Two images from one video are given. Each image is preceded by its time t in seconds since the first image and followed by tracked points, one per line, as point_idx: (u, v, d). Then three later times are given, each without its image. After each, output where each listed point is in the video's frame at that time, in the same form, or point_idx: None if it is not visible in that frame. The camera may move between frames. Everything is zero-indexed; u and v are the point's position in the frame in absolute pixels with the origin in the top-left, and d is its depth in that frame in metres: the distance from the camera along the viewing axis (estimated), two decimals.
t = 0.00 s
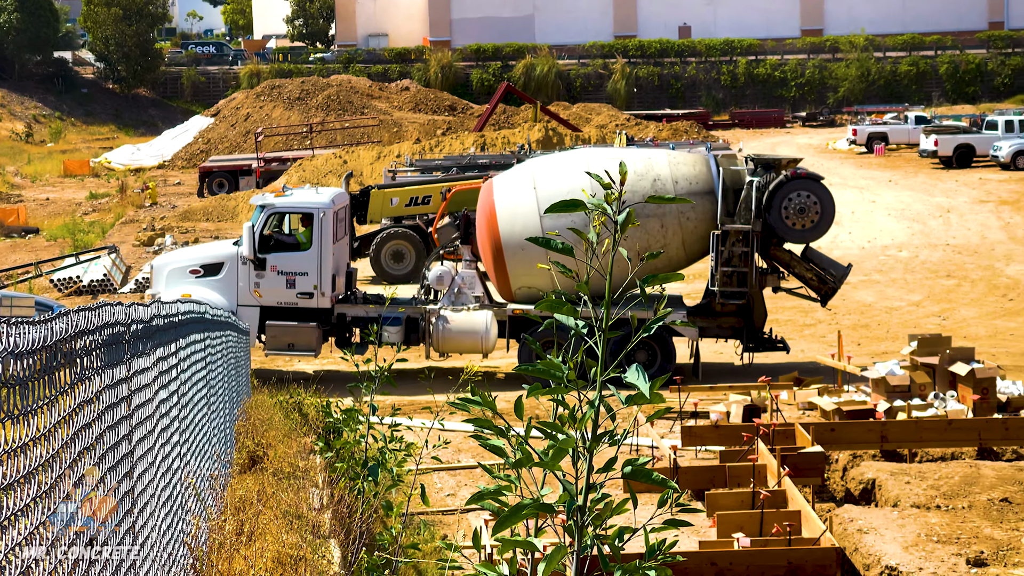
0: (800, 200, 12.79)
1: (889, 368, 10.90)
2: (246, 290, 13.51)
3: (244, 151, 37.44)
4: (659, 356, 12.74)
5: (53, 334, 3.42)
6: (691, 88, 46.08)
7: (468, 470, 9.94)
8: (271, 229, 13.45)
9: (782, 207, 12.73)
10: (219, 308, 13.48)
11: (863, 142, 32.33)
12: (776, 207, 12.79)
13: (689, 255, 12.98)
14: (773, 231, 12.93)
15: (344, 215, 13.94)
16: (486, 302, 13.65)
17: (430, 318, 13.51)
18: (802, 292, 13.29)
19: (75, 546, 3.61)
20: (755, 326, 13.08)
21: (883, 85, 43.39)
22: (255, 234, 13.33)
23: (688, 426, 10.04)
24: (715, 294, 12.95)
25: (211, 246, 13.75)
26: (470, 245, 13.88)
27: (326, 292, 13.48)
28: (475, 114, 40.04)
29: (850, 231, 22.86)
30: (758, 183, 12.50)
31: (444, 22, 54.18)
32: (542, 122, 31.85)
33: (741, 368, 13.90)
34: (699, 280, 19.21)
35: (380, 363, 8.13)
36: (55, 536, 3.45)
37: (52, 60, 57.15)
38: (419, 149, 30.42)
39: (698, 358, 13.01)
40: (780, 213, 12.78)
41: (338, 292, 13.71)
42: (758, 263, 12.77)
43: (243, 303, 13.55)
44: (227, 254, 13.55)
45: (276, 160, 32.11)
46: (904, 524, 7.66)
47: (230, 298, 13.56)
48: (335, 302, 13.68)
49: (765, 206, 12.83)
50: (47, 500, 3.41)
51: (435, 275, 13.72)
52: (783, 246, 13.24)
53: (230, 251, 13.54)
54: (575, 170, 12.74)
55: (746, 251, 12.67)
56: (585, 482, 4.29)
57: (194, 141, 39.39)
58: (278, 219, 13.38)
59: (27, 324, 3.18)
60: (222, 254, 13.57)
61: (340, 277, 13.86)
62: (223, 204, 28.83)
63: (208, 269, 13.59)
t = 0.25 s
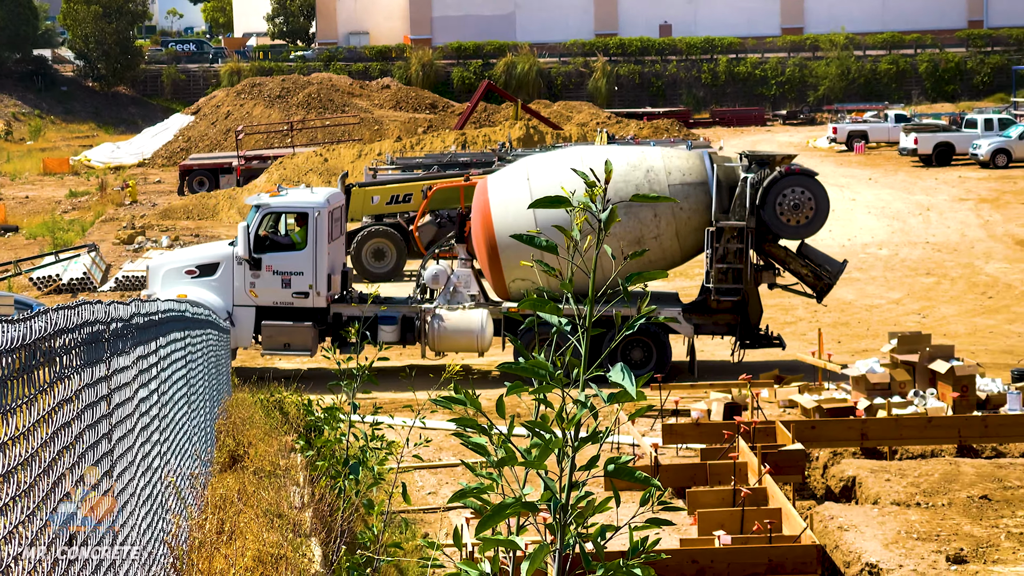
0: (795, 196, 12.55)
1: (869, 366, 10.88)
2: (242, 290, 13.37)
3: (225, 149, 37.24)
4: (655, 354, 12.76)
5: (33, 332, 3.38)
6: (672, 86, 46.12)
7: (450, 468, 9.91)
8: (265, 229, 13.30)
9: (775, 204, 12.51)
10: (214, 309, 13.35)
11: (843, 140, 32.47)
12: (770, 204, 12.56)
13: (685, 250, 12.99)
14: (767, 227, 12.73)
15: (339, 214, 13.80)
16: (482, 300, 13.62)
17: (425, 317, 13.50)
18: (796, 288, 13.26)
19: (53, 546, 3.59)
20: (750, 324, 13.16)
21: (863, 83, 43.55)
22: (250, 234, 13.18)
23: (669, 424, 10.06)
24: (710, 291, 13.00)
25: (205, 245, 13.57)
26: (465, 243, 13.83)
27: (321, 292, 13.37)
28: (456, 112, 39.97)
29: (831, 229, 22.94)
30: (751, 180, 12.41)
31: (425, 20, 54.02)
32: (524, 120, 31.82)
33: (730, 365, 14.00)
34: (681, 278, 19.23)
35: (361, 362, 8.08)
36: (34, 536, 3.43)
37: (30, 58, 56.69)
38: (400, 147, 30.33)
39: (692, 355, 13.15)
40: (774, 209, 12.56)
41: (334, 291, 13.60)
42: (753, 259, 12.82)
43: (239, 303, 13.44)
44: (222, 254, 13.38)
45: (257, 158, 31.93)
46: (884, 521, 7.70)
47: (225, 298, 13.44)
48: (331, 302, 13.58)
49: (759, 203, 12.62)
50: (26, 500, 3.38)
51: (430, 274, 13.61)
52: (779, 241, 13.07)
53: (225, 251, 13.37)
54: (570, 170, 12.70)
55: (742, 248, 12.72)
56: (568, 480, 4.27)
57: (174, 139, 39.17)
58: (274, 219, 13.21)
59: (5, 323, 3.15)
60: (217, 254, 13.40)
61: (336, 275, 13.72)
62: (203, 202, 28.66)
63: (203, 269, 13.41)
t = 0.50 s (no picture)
0: (792, 192, 12.57)
1: (851, 363, 10.88)
2: (241, 291, 13.32)
3: (207, 147, 37.05)
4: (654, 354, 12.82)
5: (13, 330, 3.35)
6: (655, 83, 46.15)
7: (433, 465, 9.88)
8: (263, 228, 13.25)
9: (773, 200, 12.53)
10: (214, 308, 13.32)
11: (825, 138, 32.58)
12: (767, 200, 12.58)
13: (682, 246, 12.94)
14: (764, 223, 12.74)
15: (338, 215, 13.74)
16: (480, 298, 13.52)
17: (424, 315, 13.44)
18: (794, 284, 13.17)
19: (36, 545, 3.55)
20: (749, 319, 13.05)
21: (845, 81, 43.68)
22: (248, 233, 13.14)
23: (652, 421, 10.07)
24: (708, 287, 12.94)
25: (206, 246, 13.58)
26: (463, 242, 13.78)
27: (319, 291, 13.27)
28: (439, 110, 39.87)
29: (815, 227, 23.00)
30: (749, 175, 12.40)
31: (407, 18, 53.87)
32: (507, 118, 31.78)
33: (730, 362, 13.96)
34: (666, 275, 19.23)
35: (343, 359, 8.04)
36: (16, 535, 3.39)
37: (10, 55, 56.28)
38: (383, 145, 30.25)
39: (692, 351, 13.13)
40: (771, 205, 12.59)
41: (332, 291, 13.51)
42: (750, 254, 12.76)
43: (238, 302, 13.37)
44: (221, 254, 13.38)
45: (239, 156, 31.79)
46: (866, 518, 7.73)
47: (225, 298, 13.40)
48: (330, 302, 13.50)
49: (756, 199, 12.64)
50: (7, 500, 3.35)
51: (428, 272, 13.63)
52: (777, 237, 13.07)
53: (224, 251, 13.37)
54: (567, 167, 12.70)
55: (739, 243, 12.65)
56: (551, 478, 4.24)
57: (156, 137, 38.98)
58: (272, 218, 13.15)
59: None
60: (216, 254, 13.41)
61: (335, 275, 13.64)
62: (185, 200, 28.51)
63: (202, 270, 13.42)
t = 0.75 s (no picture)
0: (791, 188, 12.57)
1: (834, 360, 10.93)
2: (239, 290, 13.25)
3: (190, 144, 36.85)
4: (652, 351, 12.96)
5: None
6: (639, 80, 46.10)
7: (417, 463, 9.84)
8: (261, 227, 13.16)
9: (772, 196, 12.51)
10: (213, 307, 13.26)
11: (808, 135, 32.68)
12: (765, 196, 12.54)
13: (682, 238, 12.78)
14: (763, 219, 12.68)
15: (336, 212, 13.67)
16: (479, 297, 13.52)
17: (422, 313, 13.37)
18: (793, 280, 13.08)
19: (18, 545, 3.51)
20: (749, 316, 12.85)
21: (828, 78, 43.82)
22: (246, 232, 13.06)
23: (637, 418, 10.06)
24: (706, 283, 12.76)
25: (204, 245, 13.51)
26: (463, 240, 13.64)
27: (318, 289, 13.19)
28: (423, 107, 39.78)
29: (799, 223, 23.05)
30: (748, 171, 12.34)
31: (390, 15, 53.70)
32: (490, 115, 31.71)
33: (721, 359, 13.96)
34: (651, 273, 19.22)
35: (326, 357, 7.98)
36: None
37: None
38: (366, 142, 30.15)
39: (689, 349, 13.04)
40: (769, 201, 12.54)
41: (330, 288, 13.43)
42: (749, 250, 12.63)
43: (236, 301, 13.31)
44: (219, 253, 13.31)
45: (222, 153, 31.61)
46: (849, 515, 7.75)
47: (223, 297, 13.34)
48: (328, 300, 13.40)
49: (755, 194, 12.58)
50: None
51: (427, 269, 13.61)
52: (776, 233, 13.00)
53: (222, 250, 13.31)
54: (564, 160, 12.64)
55: (738, 239, 12.51)
56: (536, 475, 4.22)
57: (139, 134, 38.78)
58: (271, 217, 13.06)
59: None
60: (214, 253, 13.34)
61: (333, 273, 13.57)
62: (169, 198, 28.36)
63: (201, 268, 13.36)
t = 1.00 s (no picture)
0: (791, 184, 12.49)
1: (818, 357, 10.96)
2: (238, 290, 13.19)
3: (173, 142, 36.66)
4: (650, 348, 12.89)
5: None
6: (623, 78, 46.08)
7: (400, 461, 9.82)
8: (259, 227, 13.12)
9: (771, 191, 12.44)
10: (211, 307, 13.19)
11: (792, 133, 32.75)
12: (764, 192, 12.49)
13: (679, 231, 12.69)
14: (761, 215, 12.64)
15: (334, 212, 13.63)
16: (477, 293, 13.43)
17: (422, 312, 13.28)
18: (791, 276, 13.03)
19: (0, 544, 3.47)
20: (748, 313, 12.87)
21: (812, 76, 43.93)
22: (244, 233, 13.01)
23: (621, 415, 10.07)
24: (705, 280, 12.81)
25: (202, 245, 13.44)
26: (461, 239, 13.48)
27: (316, 289, 13.13)
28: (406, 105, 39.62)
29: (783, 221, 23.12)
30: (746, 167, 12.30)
31: (374, 13, 53.54)
32: (474, 113, 31.67)
33: (706, 357, 13.97)
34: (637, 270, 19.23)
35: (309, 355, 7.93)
36: None
37: None
38: (350, 140, 30.06)
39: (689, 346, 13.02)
40: (767, 197, 12.49)
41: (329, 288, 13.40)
42: (746, 247, 12.64)
43: (235, 301, 13.25)
44: (217, 253, 13.25)
45: (206, 151, 31.46)
46: (832, 512, 7.78)
47: (221, 297, 13.27)
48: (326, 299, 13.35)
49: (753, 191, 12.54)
50: None
51: (425, 268, 13.52)
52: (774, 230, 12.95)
53: (220, 250, 13.25)
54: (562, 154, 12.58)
55: (736, 236, 12.49)
56: (520, 473, 4.21)
57: (122, 132, 38.58)
58: (269, 217, 13.04)
59: None
60: (212, 252, 13.28)
61: (331, 273, 13.54)
62: (152, 196, 28.21)
63: (199, 268, 13.28)
